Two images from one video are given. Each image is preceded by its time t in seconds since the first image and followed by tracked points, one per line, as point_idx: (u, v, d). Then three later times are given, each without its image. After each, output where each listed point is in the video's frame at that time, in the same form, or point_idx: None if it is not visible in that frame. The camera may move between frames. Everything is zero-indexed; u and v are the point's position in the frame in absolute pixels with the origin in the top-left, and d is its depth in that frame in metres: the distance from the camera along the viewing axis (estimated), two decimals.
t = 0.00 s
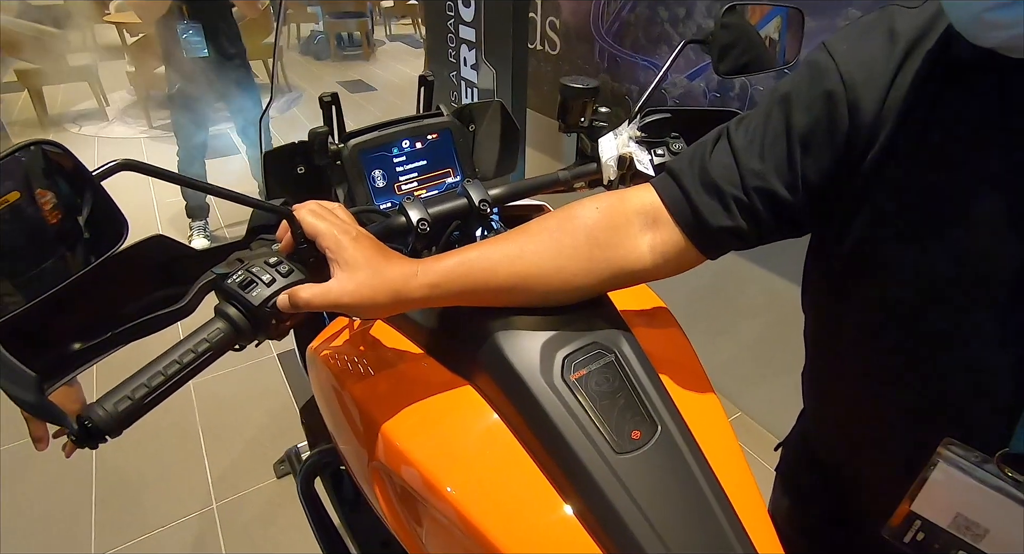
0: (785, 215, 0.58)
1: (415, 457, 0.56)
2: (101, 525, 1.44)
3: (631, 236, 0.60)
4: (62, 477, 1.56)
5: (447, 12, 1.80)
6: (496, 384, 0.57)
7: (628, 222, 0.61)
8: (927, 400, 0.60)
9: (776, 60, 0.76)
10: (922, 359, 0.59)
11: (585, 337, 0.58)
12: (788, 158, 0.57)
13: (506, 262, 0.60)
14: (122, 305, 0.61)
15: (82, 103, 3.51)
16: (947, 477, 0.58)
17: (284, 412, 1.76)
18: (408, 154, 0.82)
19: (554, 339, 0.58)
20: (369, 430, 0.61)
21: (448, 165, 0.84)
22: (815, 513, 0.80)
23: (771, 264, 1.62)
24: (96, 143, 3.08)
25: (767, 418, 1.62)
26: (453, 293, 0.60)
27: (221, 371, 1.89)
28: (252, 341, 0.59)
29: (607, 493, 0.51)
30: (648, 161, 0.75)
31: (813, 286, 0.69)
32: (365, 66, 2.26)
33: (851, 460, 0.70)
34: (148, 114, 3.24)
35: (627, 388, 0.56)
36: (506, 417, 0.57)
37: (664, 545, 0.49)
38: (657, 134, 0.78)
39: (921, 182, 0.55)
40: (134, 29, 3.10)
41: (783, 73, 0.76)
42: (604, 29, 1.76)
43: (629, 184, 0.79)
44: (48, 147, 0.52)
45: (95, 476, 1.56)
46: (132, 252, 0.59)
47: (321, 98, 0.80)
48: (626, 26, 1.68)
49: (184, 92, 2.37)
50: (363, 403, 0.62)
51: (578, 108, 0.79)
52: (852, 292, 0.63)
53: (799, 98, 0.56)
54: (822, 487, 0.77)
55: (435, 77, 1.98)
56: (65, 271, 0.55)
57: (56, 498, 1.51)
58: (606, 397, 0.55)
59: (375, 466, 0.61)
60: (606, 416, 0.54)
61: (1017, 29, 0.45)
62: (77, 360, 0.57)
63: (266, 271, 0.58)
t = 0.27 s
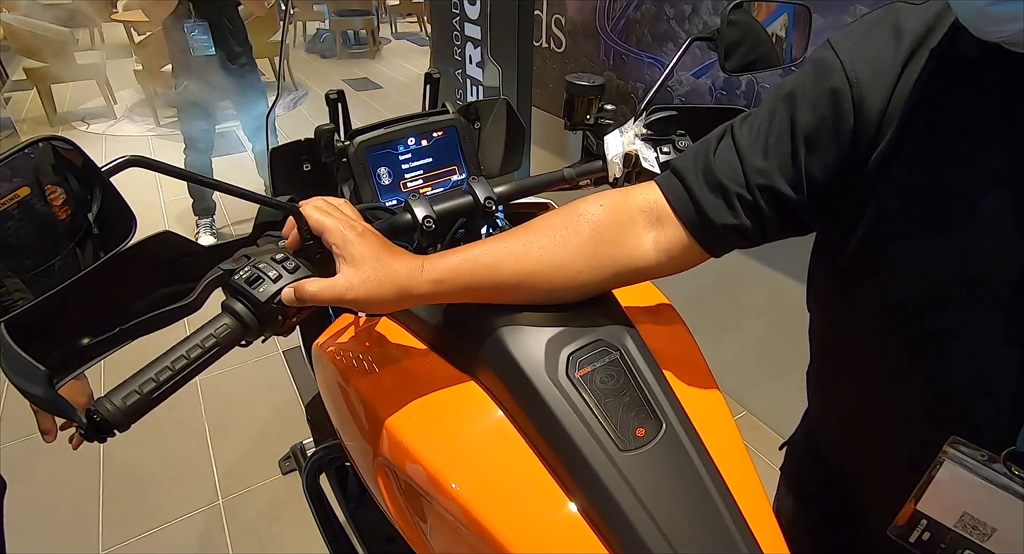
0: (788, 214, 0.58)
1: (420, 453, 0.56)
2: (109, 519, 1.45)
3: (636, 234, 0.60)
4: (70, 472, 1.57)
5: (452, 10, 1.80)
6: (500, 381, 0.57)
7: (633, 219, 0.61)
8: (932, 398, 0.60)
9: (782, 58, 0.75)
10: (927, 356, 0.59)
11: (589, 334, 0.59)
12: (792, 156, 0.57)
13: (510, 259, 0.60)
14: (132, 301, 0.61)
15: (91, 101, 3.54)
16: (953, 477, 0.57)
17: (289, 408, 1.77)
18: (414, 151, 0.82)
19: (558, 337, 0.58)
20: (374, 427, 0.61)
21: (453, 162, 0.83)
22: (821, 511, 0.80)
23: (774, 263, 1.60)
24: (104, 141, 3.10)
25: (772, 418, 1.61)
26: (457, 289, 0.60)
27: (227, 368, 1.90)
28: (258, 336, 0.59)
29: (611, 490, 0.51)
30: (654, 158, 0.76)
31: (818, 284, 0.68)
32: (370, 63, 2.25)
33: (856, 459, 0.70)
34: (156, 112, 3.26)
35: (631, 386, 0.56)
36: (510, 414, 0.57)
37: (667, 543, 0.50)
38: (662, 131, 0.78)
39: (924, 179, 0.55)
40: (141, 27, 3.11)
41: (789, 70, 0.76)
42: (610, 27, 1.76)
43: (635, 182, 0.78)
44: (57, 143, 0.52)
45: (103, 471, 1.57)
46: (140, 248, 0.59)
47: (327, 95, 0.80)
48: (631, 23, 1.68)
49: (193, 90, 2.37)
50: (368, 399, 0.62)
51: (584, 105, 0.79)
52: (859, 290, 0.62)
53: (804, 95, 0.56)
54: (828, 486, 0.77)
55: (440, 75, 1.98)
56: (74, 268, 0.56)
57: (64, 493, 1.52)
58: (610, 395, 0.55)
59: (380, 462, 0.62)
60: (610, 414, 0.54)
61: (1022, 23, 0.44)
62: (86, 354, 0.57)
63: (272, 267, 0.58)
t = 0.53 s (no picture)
0: (794, 211, 0.58)
1: (421, 453, 0.56)
2: (115, 516, 1.46)
3: (639, 231, 0.60)
4: (77, 470, 1.58)
5: (456, 8, 1.80)
6: (502, 380, 0.57)
7: (636, 217, 0.60)
8: (937, 396, 0.59)
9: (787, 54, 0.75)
10: (932, 354, 0.58)
11: (591, 334, 0.58)
12: (799, 152, 0.56)
13: (511, 257, 0.60)
14: (132, 300, 0.61)
15: (97, 101, 3.55)
16: (957, 472, 0.57)
17: (294, 406, 1.77)
18: (415, 150, 0.82)
19: (560, 336, 0.58)
20: (376, 426, 0.61)
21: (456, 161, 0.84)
22: (826, 510, 0.79)
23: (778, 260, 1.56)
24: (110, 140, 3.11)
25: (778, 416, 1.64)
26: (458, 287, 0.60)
27: (232, 366, 1.91)
28: (259, 336, 0.59)
29: (614, 490, 0.50)
30: (657, 156, 0.75)
31: (822, 282, 0.68)
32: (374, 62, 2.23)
33: (861, 457, 0.69)
34: (162, 111, 3.27)
35: (634, 385, 0.56)
36: (512, 414, 0.57)
37: (670, 543, 0.49)
38: (665, 129, 0.78)
39: (929, 176, 0.55)
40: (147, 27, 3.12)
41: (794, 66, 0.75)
42: (614, 24, 1.75)
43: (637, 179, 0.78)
44: (61, 143, 0.52)
45: (109, 469, 1.58)
46: (142, 246, 0.59)
47: (329, 94, 0.80)
48: (636, 21, 1.67)
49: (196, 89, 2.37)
50: (370, 398, 0.62)
51: (585, 103, 0.79)
52: (863, 288, 0.62)
53: (810, 92, 0.56)
54: (833, 485, 0.76)
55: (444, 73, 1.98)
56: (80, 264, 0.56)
57: (71, 491, 1.53)
58: (612, 394, 0.55)
59: (382, 461, 0.62)
60: (612, 413, 0.54)
61: None
62: (88, 353, 0.57)
63: (273, 267, 0.58)
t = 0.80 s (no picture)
0: (803, 203, 0.57)
1: (423, 454, 0.56)
2: (119, 516, 1.46)
3: (644, 225, 0.59)
4: (81, 469, 1.59)
5: (459, 7, 1.80)
6: (503, 380, 0.57)
7: (640, 212, 0.60)
8: (942, 396, 0.59)
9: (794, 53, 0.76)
10: (936, 353, 0.58)
11: (594, 334, 0.58)
12: (809, 143, 0.56)
13: (514, 256, 0.59)
14: (135, 301, 0.61)
15: (103, 101, 3.56)
16: (959, 472, 0.56)
17: (297, 405, 1.77)
18: (417, 150, 0.82)
19: (563, 336, 0.58)
20: (378, 427, 0.61)
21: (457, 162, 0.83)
22: (830, 510, 0.78)
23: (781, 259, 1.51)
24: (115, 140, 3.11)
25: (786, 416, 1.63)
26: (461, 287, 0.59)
27: (236, 365, 1.91)
28: (261, 337, 0.59)
29: (616, 491, 0.50)
30: (660, 156, 0.75)
31: (826, 280, 0.67)
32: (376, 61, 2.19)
33: (864, 457, 0.69)
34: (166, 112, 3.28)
35: (637, 387, 0.55)
36: (514, 415, 0.56)
37: (672, 544, 0.49)
38: (668, 128, 0.78)
39: (934, 172, 0.54)
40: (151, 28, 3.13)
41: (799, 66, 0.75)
42: (617, 23, 1.75)
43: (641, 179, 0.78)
44: (67, 144, 0.52)
45: (113, 468, 1.58)
46: (143, 248, 0.59)
47: (331, 94, 0.80)
48: (639, 19, 1.67)
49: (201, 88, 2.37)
50: (372, 398, 0.62)
51: (588, 103, 0.78)
52: (867, 286, 0.61)
53: (818, 82, 0.56)
54: (835, 486, 0.76)
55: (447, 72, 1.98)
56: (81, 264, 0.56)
57: (75, 490, 1.53)
58: (615, 395, 0.55)
59: (384, 462, 0.61)
60: (615, 414, 0.54)
61: None
62: (90, 354, 0.57)
63: (275, 267, 0.58)
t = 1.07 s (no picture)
0: (797, 207, 0.57)
1: (422, 455, 0.55)
2: (120, 516, 1.47)
3: (641, 230, 0.59)
4: (82, 469, 1.59)
5: (459, 6, 1.79)
6: (501, 380, 0.57)
7: (638, 217, 0.59)
8: (941, 395, 0.58)
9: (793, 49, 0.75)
10: (935, 352, 0.57)
11: (592, 335, 0.58)
12: (799, 148, 0.55)
13: (511, 258, 0.59)
14: (132, 302, 0.61)
15: (104, 102, 3.56)
16: (960, 471, 0.56)
17: (299, 405, 1.77)
18: (416, 149, 0.82)
19: (561, 337, 0.57)
20: (377, 427, 0.61)
21: (456, 161, 0.83)
22: (829, 510, 0.78)
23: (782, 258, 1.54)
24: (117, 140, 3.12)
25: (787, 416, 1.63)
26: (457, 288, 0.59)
27: (237, 365, 1.91)
28: (259, 338, 0.58)
29: (614, 491, 0.50)
30: (660, 155, 0.74)
31: (825, 278, 0.67)
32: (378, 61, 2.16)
33: (863, 457, 0.69)
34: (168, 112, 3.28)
35: (636, 387, 0.55)
36: (512, 415, 0.56)
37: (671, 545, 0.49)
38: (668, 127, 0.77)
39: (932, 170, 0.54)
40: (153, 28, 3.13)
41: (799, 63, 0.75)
42: (618, 22, 1.74)
43: (640, 177, 0.78)
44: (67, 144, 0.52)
45: (114, 468, 1.58)
46: (141, 249, 0.59)
47: (330, 93, 0.80)
48: (640, 18, 1.66)
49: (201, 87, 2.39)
50: (371, 398, 0.62)
51: (587, 102, 0.78)
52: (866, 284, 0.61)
53: (807, 88, 0.55)
54: (835, 485, 0.75)
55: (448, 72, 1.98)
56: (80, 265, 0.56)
57: (76, 489, 1.54)
58: (614, 395, 0.54)
59: (383, 463, 0.61)
60: (614, 414, 0.54)
61: None
62: (87, 355, 0.57)
63: (272, 268, 0.58)
